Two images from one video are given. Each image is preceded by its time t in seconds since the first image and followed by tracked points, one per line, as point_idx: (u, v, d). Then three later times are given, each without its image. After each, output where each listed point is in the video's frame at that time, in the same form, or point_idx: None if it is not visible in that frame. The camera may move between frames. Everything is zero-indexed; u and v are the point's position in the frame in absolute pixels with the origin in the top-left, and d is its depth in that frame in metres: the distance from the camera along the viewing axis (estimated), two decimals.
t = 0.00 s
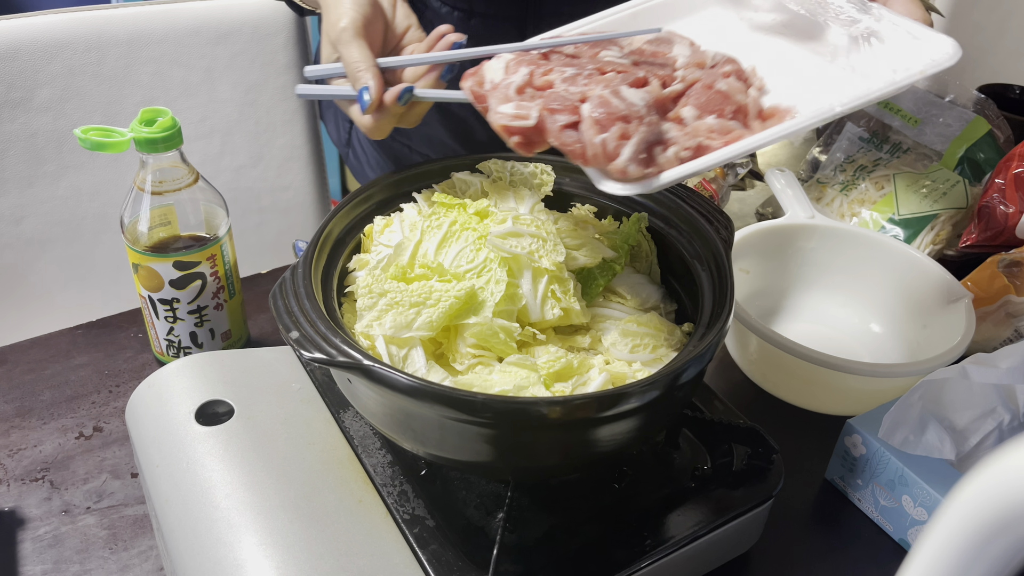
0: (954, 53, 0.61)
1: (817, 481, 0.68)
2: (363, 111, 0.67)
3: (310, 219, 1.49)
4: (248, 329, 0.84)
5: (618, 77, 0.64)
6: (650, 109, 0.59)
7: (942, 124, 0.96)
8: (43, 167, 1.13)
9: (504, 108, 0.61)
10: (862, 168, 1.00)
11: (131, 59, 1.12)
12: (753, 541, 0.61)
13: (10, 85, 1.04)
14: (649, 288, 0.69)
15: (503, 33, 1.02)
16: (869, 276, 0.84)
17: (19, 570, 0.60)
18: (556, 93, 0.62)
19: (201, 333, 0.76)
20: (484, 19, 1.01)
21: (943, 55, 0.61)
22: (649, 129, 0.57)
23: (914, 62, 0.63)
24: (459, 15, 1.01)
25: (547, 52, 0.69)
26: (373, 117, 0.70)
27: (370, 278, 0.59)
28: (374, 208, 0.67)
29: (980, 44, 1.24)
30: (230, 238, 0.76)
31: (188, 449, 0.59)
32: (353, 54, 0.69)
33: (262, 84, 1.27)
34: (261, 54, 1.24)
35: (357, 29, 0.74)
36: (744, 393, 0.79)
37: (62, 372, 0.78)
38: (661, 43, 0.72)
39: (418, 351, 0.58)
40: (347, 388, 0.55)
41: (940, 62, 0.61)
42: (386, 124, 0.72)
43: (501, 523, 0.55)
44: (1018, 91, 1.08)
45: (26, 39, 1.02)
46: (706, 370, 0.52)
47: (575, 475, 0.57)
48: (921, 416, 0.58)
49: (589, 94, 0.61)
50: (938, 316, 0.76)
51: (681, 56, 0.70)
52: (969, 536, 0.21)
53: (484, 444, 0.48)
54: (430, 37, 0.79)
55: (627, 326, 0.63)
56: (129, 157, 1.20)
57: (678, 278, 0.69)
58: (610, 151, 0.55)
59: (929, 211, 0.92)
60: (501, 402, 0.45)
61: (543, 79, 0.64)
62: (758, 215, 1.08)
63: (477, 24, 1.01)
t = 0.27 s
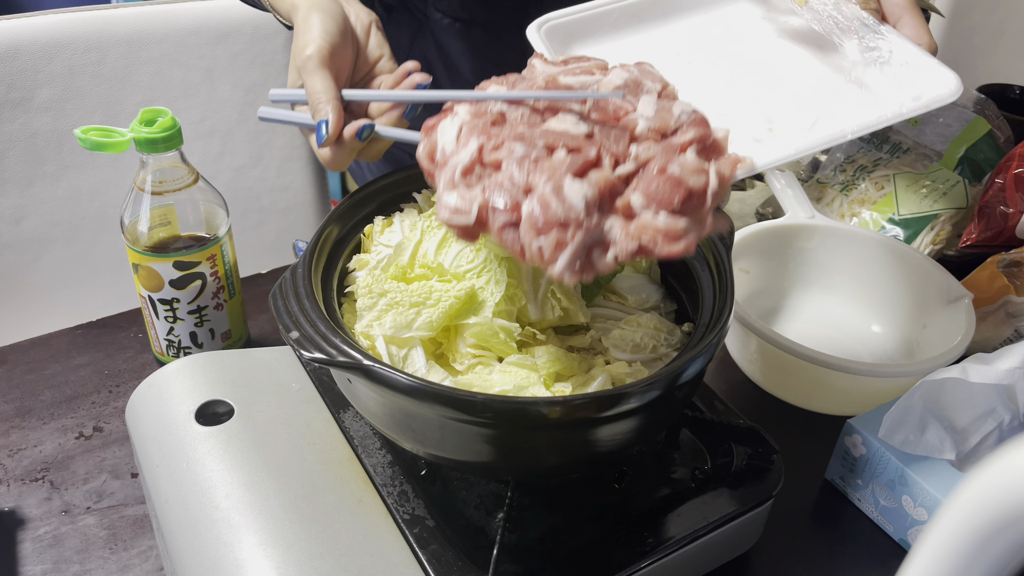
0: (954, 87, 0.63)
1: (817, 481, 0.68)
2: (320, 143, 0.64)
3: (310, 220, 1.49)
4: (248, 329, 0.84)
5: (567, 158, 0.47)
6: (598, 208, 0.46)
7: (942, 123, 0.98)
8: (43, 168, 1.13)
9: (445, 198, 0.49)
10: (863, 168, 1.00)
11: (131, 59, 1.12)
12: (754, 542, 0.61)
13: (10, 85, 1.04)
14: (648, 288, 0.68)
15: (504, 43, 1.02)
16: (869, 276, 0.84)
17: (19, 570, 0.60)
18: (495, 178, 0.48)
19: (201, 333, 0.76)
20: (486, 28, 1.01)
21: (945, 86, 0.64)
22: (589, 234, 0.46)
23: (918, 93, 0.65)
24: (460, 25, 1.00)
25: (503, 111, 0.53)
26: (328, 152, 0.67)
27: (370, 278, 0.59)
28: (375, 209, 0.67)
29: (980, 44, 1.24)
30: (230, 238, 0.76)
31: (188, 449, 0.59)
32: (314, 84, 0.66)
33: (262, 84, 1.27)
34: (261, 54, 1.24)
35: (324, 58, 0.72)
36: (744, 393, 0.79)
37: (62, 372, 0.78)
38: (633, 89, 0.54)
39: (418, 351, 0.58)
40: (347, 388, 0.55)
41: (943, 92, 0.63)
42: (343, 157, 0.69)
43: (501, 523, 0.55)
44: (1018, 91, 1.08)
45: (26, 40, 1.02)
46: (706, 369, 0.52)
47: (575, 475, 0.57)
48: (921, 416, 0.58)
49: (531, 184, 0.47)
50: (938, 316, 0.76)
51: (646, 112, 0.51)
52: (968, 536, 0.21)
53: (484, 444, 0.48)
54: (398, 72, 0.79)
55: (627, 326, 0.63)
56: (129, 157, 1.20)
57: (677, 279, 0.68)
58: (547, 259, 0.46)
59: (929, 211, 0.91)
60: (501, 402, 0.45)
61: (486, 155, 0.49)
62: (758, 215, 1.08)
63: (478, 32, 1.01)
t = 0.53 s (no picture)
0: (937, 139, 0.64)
1: (817, 481, 0.68)
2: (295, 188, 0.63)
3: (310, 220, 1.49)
4: (248, 329, 0.84)
5: (534, 287, 0.51)
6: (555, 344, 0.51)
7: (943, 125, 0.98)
8: (43, 167, 1.13)
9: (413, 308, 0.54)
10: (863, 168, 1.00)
11: (131, 59, 1.12)
12: (754, 542, 0.61)
13: (10, 85, 1.04)
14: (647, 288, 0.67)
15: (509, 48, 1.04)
16: (869, 277, 0.84)
17: (19, 570, 0.60)
18: (463, 297, 0.53)
19: (201, 333, 0.76)
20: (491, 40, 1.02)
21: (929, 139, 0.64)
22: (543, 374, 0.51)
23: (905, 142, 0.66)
24: (466, 37, 1.01)
25: (483, 206, 0.55)
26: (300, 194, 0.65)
27: (371, 278, 0.61)
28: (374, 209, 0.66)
29: (980, 44, 1.24)
30: (230, 238, 0.76)
31: (188, 449, 0.59)
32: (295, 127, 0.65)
33: (261, 84, 1.27)
34: (261, 54, 1.24)
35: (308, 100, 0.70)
36: (745, 393, 0.78)
37: (62, 372, 0.78)
38: (618, 196, 0.54)
39: (418, 351, 0.57)
40: (347, 388, 0.55)
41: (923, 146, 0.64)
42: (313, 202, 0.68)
43: (501, 523, 0.55)
44: (1018, 91, 1.08)
45: (26, 39, 1.02)
46: (706, 370, 0.52)
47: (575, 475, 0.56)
48: (923, 417, 0.58)
49: (495, 315, 0.51)
50: (937, 316, 0.76)
51: (623, 234, 0.52)
52: (968, 537, 0.21)
53: (484, 444, 0.48)
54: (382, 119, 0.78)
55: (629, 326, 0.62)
56: (129, 157, 1.20)
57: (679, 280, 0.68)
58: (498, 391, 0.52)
59: (929, 211, 0.91)
60: (501, 402, 0.45)
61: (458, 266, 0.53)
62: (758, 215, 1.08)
63: (484, 44, 1.02)
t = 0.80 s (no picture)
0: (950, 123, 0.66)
1: (818, 481, 0.68)
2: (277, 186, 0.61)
3: (310, 220, 1.49)
4: (248, 329, 0.84)
5: (545, 334, 0.52)
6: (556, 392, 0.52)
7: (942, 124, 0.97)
8: (42, 167, 1.13)
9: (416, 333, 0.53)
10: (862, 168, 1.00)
11: (130, 59, 1.12)
12: (754, 542, 0.61)
13: (10, 85, 1.04)
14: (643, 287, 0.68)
15: (507, 54, 1.04)
16: (870, 278, 0.84)
17: (19, 570, 0.60)
18: (473, 329, 0.53)
19: (200, 333, 0.76)
20: (491, 47, 1.02)
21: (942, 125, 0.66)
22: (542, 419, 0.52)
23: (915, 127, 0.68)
24: (462, 43, 1.01)
25: (500, 238, 0.56)
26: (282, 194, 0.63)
27: (370, 278, 0.61)
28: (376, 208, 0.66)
29: (981, 43, 1.24)
30: (229, 238, 0.76)
31: (188, 449, 0.59)
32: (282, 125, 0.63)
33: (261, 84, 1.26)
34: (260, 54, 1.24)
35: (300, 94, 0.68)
36: (745, 394, 0.78)
37: (62, 372, 0.78)
38: (636, 248, 0.56)
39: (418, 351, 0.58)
40: (347, 388, 0.55)
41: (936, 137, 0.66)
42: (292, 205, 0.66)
43: (501, 523, 0.55)
44: (1018, 91, 1.07)
45: (26, 39, 1.02)
46: (706, 370, 0.52)
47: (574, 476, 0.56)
48: (923, 417, 0.58)
49: (502, 355, 0.52)
50: (938, 316, 0.76)
51: (638, 289, 0.55)
52: (968, 537, 0.21)
53: (484, 444, 0.48)
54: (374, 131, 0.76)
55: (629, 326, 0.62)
56: (129, 157, 1.20)
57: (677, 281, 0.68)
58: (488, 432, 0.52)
59: (929, 211, 0.91)
60: (501, 402, 0.45)
61: (472, 296, 0.53)
62: (758, 215, 1.08)
63: (484, 52, 1.02)
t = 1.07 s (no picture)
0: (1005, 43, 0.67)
1: (817, 481, 0.68)
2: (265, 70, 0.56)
3: (309, 220, 1.49)
4: (248, 329, 0.84)
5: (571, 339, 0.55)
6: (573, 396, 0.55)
7: (942, 124, 0.96)
8: (42, 167, 1.13)
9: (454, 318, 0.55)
10: (862, 168, 1.00)
11: (130, 59, 1.12)
12: (754, 541, 0.60)
13: (9, 85, 1.04)
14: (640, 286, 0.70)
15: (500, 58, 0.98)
16: (870, 279, 0.84)
17: (19, 570, 0.60)
18: (507, 324, 0.55)
19: (200, 333, 0.76)
20: (488, 44, 0.97)
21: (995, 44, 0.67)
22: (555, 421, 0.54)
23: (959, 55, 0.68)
24: (458, 41, 0.96)
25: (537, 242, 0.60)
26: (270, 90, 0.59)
27: (370, 278, 0.62)
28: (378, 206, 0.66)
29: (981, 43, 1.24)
30: (230, 238, 0.76)
31: (188, 449, 0.59)
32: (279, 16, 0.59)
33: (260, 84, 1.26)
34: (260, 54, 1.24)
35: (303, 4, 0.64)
36: (745, 393, 0.78)
37: (61, 372, 0.78)
38: (645, 283, 0.61)
39: (418, 351, 0.59)
40: (347, 388, 0.55)
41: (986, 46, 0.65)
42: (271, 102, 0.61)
43: (501, 523, 0.55)
44: (1018, 91, 1.07)
45: (25, 39, 1.02)
46: (706, 370, 0.51)
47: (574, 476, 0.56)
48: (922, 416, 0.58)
49: (534, 352, 0.54)
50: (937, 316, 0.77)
51: (646, 319, 0.59)
52: (968, 538, 0.21)
53: (484, 444, 0.48)
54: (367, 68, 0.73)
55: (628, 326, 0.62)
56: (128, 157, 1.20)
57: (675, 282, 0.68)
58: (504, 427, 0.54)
59: (929, 211, 0.92)
60: (501, 402, 0.45)
61: (510, 292, 0.57)
62: (758, 215, 1.07)
63: (479, 49, 0.97)
